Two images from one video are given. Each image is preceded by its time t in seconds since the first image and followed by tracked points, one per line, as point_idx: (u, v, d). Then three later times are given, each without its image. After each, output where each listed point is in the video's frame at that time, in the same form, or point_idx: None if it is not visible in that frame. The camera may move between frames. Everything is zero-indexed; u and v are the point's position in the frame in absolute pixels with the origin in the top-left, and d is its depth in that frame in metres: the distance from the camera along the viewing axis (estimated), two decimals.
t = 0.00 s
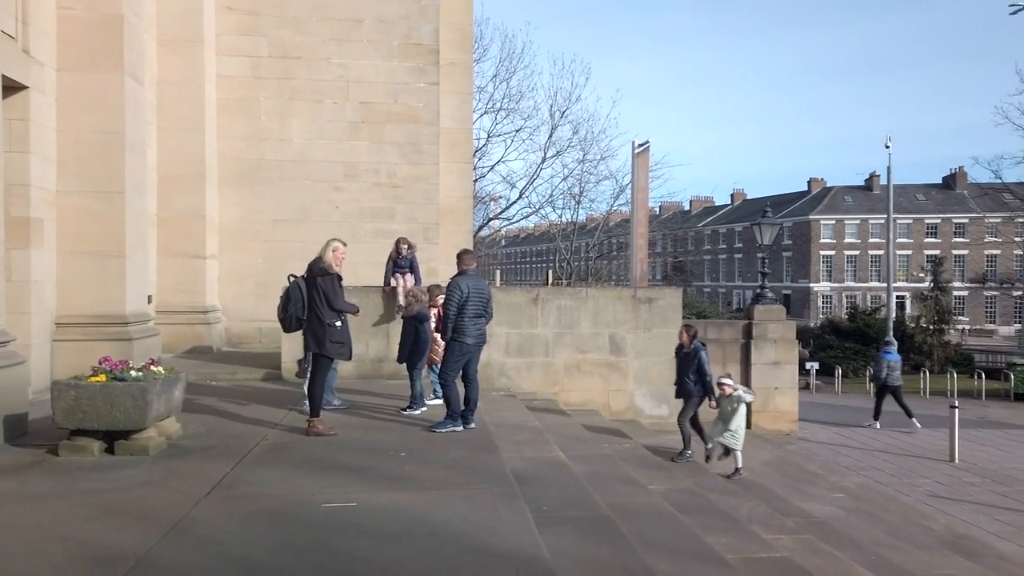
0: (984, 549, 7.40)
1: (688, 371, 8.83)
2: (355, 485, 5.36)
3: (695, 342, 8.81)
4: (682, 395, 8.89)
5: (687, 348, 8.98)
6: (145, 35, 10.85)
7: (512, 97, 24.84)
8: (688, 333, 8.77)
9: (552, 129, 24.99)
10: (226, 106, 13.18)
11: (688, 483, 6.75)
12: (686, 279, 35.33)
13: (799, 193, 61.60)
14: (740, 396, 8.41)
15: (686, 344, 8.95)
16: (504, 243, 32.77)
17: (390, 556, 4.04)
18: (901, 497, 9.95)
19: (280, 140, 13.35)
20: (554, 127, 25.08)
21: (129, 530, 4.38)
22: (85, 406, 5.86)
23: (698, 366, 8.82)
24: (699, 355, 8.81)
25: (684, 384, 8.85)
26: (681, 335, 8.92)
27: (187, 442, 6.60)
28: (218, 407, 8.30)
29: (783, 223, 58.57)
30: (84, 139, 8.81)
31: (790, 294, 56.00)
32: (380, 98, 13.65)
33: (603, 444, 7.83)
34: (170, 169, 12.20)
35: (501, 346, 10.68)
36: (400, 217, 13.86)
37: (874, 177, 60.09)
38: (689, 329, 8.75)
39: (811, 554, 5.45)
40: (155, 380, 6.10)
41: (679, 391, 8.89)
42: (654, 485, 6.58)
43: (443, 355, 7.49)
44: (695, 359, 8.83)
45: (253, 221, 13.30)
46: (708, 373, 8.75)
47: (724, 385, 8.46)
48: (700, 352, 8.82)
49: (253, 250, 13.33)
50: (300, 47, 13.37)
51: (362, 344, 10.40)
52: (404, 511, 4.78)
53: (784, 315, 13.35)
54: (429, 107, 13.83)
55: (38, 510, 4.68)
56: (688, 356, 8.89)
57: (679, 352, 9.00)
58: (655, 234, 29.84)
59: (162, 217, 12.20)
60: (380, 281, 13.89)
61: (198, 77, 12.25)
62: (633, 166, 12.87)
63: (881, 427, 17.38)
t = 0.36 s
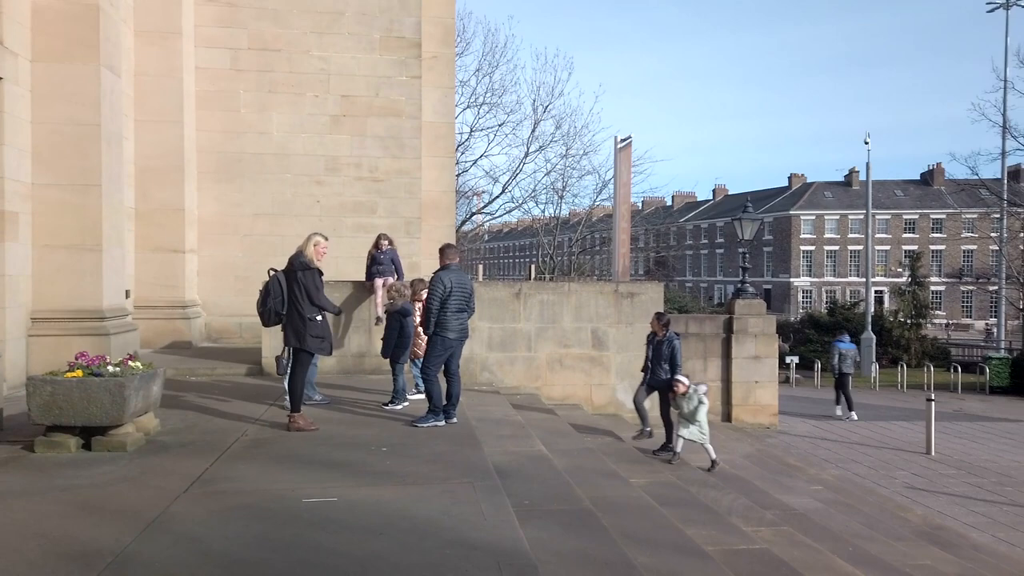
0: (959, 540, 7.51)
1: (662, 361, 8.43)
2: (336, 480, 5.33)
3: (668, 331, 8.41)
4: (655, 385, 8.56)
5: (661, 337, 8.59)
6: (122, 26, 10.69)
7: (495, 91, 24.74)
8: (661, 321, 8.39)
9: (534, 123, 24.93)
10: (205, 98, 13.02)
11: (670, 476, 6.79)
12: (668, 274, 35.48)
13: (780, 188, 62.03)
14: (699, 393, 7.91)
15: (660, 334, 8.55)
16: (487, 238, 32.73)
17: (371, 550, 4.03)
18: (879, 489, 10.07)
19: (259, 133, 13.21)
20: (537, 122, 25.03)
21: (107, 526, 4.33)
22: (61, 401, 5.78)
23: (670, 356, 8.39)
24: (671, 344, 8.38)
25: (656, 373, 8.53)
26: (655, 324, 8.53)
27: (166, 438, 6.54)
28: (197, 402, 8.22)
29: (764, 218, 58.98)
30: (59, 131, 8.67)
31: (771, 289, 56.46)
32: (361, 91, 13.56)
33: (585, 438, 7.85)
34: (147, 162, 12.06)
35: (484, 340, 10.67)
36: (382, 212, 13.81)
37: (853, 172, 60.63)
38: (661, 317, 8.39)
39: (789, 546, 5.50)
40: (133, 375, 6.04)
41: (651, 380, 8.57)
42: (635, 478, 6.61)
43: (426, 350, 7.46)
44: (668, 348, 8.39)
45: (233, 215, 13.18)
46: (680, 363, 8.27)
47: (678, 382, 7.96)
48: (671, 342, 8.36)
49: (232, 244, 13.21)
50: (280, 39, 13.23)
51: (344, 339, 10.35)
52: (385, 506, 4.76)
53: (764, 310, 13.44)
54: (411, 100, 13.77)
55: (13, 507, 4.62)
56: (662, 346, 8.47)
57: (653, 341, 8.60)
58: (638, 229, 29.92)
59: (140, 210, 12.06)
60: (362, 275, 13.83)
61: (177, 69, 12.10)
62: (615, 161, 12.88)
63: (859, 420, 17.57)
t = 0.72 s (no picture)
0: (935, 531, 7.62)
1: (626, 357, 8.24)
2: (318, 474, 5.31)
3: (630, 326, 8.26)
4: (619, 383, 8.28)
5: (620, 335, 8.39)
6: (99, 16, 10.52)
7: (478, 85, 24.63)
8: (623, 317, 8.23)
9: (518, 118, 24.87)
10: (184, 90, 12.87)
11: (651, 469, 6.82)
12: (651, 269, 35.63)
13: (761, 184, 62.41)
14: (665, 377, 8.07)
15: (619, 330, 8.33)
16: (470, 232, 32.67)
17: (353, 544, 4.02)
18: (857, 481, 10.19)
19: (240, 126, 13.08)
20: (521, 117, 24.98)
21: (85, 521, 4.28)
22: (38, 396, 5.71)
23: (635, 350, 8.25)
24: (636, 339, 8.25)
25: (620, 371, 8.28)
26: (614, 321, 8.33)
27: (145, 433, 6.47)
28: (176, 397, 8.14)
29: (746, 213, 59.34)
30: (35, 123, 8.53)
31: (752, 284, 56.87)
32: (344, 84, 13.46)
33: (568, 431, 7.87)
34: (126, 155, 11.91)
35: (467, 334, 10.66)
36: (365, 205, 13.75)
37: (834, 168, 61.13)
38: (623, 312, 8.22)
39: (769, 537, 5.56)
40: (111, 369, 5.97)
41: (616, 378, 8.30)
42: (618, 471, 6.64)
43: (408, 343, 7.44)
44: (632, 344, 8.23)
45: (214, 208, 13.06)
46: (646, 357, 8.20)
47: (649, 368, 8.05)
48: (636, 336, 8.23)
49: (213, 238, 13.09)
50: (261, 30, 13.08)
51: (326, 333, 10.29)
52: (367, 499, 4.75)
53: (746, 304, 13.53)
54: (393, 93, 13.69)
55: None
56: (624, 342, 8.27)
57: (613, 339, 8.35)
58: (621, 224, 30.00)
59: (119, 203, 11.93)
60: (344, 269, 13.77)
61: (156, 61, 11.94)
62: (598, 155, 12.89)
63: (839, 413, 17.77)
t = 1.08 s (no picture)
0: (915, 522, 7.71)
1: (591, 340, 8.22)
2: (302, 469, 5.28)
3: (597, 309, 8.22)
4: (584, 365, 8.27)
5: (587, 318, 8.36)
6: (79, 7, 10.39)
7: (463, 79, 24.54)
8: (589, 299, 8.22)
9: (503, 112, 24.81)
10: (166, 83, 12.73)
11: (635, 463, 6.85)
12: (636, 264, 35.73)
13: (745, 179, 62.73)
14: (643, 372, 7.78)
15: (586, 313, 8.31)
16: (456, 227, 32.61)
17: (337, 538, 4.01)
18: (839, 474, 10.29)
19: (222, 119, 12.95)
20: (506, 111, 24.93)
21: (65, 517, 4.24)
22: (16, 391, 5.63)
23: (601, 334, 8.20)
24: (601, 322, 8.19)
25: (585, 353, 8.27)
26: (581, 304, 8.34)
27: (126, 428, 6.41)
28: (158, 392, 8.08)
29: (730, 208, 59.64)
30: (14, 115, 8.41)
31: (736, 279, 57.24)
32: (327, 77, 13.37)
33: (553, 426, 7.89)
34: (106, 148, 11.78)
35: (452, 329, 10.64)
36: (349, 199, 13.69)
37: (817, 164, 61.55)
38: (590, 294, 8.25)
39: (752, 529, 5.60)
40: (91, 364, 5.90)
41: (581, 361, 8.28)
42: (602, 465, 6.66)
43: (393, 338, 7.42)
44: (597, 326, 8.19)
45: (196, 202, 12.94)
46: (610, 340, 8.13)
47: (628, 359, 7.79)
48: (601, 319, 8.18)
49: (195, 231, 12.98)
50: (244, 22, 12.95)
51: (310, 328, 10.24)
52: (351, 494, 4.73)
53: (729, 298, 13.60)
54: (377, 87, 13.62)
55: None
56: (590, 324, 8.25)
57: (580, 322, 8.34)
58: (606, 219, 30.05)
59: (99, 197, 11.81)
60: (328, 264, 13.70)
61: (137, 53, 11.80)
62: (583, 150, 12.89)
63: (821, 407, 17.93)
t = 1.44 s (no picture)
0: (898, 514, 7.79)
1: (564, 337, 8.05)
2: (288, 464, 5.26)
3: (569, 305, 8.03)
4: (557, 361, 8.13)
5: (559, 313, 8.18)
6: None
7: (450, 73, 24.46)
8: (559, 295, 8.02)
9: (490, 106, 24.75)
10: (149, 75, 12.60)
11: (622, 456, 6.89)
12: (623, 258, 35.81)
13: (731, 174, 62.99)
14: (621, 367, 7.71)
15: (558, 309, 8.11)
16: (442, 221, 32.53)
17: (324, 533, 3.99)
18: (823, 467, 10.37)
19: (207, 112, 12.84)
20: (493, 105, 24.85)
21: (48, 513, 4.21)
22: None
23: (574, 330, 8.03)
24: (574, 318, 8.01)
25: (559, 349, 8.11)
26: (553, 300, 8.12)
27: (110, 424, 6.36)
28: (142, 387, 8.02)
29: (716, 203, 59.88)
30: None
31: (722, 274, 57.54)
32: (313, 70, 13.28)
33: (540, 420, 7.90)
34: (89, 140, 11.66)
35: (439, 323, 10.62)
36: (335, 193, 13.62)
37: (802, 159, 61.89)
38: (561, 290, 8.02)
39: (737, 521, 5.65)
40: (74, 359, 5.85)
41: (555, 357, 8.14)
42: (588, 458, 6.69)
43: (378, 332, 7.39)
44: (569, 321, 8.02)
45: (180, 195, 12.83)
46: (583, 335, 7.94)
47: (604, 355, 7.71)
48: (573, 315, 8.01)
49: (180, 226, 12.88)
50: (228, 15, 12.83)
51: (296, 322, 10.19)
52: (338, 489, 4.72)
53: (715, 293, 13.66)
54: (364, 81, 13.56)
55: None
56: (562, 320, 8.08)
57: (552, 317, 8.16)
58: (593, 214, 30.08)
59: (81, 190, 11.68)
60: (314, 258, 13.64)
61: (119, 45, 11.67)
62: (570, 145, 12.89)
63: (806, 401, 18.06)
